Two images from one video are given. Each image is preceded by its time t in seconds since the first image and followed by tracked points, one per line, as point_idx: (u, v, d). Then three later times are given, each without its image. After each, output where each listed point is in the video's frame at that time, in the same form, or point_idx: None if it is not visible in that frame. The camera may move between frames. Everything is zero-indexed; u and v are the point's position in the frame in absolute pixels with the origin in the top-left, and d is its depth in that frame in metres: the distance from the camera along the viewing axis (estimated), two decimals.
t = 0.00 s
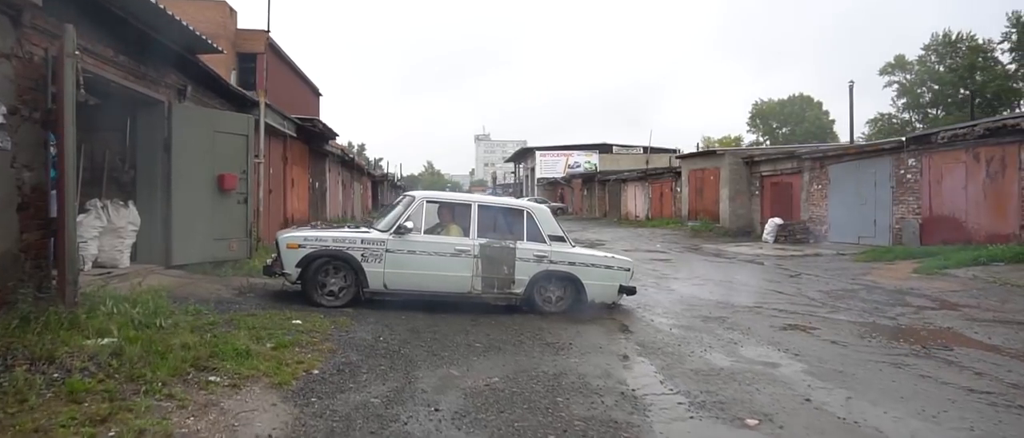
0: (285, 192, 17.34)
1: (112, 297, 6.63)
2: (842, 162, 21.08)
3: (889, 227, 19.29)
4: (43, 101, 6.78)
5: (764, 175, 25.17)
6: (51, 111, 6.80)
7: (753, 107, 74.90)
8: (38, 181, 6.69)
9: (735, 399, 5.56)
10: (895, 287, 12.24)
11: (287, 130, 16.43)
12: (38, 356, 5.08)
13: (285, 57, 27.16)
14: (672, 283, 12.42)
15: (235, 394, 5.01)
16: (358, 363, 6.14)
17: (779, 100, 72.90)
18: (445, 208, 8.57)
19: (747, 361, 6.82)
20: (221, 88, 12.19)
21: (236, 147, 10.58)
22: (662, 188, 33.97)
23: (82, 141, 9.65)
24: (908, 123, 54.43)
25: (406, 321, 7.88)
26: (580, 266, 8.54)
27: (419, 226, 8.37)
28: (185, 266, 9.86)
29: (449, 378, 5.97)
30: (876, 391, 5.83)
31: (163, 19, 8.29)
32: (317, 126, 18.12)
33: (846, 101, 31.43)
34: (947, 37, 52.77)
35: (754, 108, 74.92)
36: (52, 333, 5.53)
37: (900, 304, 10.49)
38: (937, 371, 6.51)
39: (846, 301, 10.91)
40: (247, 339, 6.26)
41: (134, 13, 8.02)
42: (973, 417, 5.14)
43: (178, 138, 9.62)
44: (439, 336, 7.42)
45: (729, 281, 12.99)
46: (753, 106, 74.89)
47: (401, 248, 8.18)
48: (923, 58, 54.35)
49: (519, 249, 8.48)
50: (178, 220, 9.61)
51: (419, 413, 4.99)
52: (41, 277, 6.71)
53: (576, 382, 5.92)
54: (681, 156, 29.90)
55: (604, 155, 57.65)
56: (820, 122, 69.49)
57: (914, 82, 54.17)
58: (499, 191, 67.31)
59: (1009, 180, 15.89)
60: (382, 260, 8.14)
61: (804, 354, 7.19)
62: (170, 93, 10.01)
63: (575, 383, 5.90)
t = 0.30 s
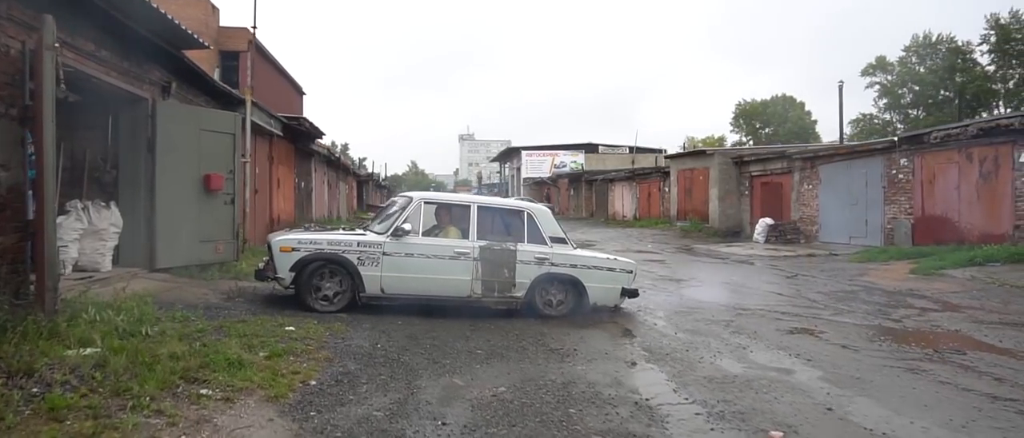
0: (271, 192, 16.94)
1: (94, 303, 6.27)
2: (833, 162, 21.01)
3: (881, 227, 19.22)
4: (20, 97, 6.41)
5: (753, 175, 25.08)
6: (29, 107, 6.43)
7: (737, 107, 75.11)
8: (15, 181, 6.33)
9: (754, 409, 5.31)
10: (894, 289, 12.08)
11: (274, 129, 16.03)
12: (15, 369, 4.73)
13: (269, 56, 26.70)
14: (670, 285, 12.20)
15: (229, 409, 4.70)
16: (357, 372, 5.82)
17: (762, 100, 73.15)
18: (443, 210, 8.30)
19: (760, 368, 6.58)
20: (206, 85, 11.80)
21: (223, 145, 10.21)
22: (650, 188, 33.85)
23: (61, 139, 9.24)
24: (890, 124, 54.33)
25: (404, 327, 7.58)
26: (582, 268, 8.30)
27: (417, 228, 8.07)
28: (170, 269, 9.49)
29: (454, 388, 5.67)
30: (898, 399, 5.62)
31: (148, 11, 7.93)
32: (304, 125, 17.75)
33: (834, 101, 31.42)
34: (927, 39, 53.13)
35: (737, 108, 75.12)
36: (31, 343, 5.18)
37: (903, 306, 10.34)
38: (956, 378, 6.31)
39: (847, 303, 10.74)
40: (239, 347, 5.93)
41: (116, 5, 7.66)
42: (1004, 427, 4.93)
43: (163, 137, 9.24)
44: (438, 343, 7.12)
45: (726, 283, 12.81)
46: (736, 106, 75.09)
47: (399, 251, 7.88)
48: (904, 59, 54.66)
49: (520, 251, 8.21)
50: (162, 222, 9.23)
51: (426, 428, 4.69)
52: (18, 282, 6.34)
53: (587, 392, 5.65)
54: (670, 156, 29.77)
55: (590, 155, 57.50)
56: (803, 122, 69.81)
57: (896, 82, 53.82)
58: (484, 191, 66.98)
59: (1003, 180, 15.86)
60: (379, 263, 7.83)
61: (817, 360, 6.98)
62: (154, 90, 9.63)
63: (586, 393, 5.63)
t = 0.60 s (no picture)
0: (256, 192, 16.54)
1: (74, 310, 5.90)
2: (824, 162, 20.92)
3: (873, 227, 19.13)
4: None
5: (743, 175, 24.98)
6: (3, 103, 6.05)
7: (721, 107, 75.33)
8: None
9: (776, 420, 5.06)
10: (894, 289, 11.94)
11: (260, 128, 15.63)
12: None
13: (254, 55, 26.23)
14: (668, 287, 11.98)
15: (222, 425, 4.37)
16: (356, 382, 5.51)
17: (747, 100, 73.38)
18: (445, 211, 8.04)
19: (775, 374, 6.34)
20: (190, 82, 11.41)
21: (209, 144, 9.85)
22: (638, 188, 33.72)
23: (39, 137, 8.84)
24: (872, 124, 54.59)
25: (401, 332, 7.28)
26: (587, 270, 8.21)
27: (419, 230, 7.81)
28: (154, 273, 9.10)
29: (459, 399, 5.37)
30: (924, 407, 5.39)
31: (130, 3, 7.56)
32: (290, 124, 17.38)
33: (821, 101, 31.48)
34: (908, 40, 53.54)
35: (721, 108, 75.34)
36: (5, 354, 4.81)
37: (906, 307, 10.17)
38: (977, 383, 6.10)
39: (850, 304, 10.57)
40: (230, 356, 5.58)
41: None
42: None
43: (146, 135, 8.86)
44: (438, 349, 6.82)
45: (725, 284, 12.61)
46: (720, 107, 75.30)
47: (401, 253, 7.61)
48: (886, 60, 54.96)
49: (525, 253, 8.02)
50: (146, 223, 8.85)
51: None
52: None
53: (599, 402, 5.37)
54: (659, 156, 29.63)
55: (577, 155, 57.30)
56: (787, 123, 70.12)
57: (878, 83, 54.07)
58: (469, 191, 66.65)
59: (996, 180, 15.84)
60: (380, 266, 7.54)
61: (831, 366, 6.75)
62: (136, 86, 9.24)
63: (598, 403, 5.35)
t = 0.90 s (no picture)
0: (243, 192, 16.18)
1: (54, 316, 5.58)
2: (816, 162, 20.85)
3: (866, 226, 19.05)
4: None
5: (734, 175, 24.88)
6: None
7: (707, 108, 75.42)
8: None
9: (797, 429, 4.84)
10: (893, 290, 11.81)
11: (247, 126, 15.27)
12: None
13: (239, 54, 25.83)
14: (666, 288, 11.78)
15: None
16: (355, 392, 5.22)
17: (733, 100, 73.51)
18: (446, 211, 7.83)
19: (789, 381, 6.12)
20: (175, 78, 11.06)
21: (195, 143, 9.52)
22: (627, 188, 33.55)
23: (17, 136, 8.48)
24: (857, 125, 54.41)
25: (399, 337, 7.01)
26: (591, 271, 8.06)
27: (420, 231, 7.60)
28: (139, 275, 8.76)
29: (464, 409, 5.10)
30: (947, 415, 5.19)
31: None
32: (278, 122, 17.03)
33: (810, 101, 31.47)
34: (891, 41, 53.76)
35: (707, 108, 75.44)
36: None
37: (909, 309, 10.03)
38: (997, 389, 5.92)
39: (851, 306, 10.41)
40: (220, 365, 5.28)
41: None
42: None
43: (129, 133, 8.52)
44: (438, 355, 6.54)
45: (723, 285, 12.43)
46: (706, 107, 75.40)
47: (401, 254, 7.40)
48: (869, 60, 55.11)
49: (528, 254, 7.86)
50: (129, 224, 8.50)
51: None
52: None
53: (611, 411, 5.12)
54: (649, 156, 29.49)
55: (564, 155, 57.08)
56: (773, 123, 70.27)
57: (862, 83, 54.18)
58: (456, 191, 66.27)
59: (991, 180, 15.78)
60: (380, 268, 7.34)
61: (843, 371, 6.55)
62: (119, 82, 8.90)
63: (610, 413, 5.10)
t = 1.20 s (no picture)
0: (231, 192, 15.81)
1: (36, 324, 5.25)
2: (809, 162, 20.76)
3: (860, 227, 18.98)
4: None
5: (726, 175, 24.78)
6: None
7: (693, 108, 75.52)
8: None
9: None
10: (895, 291, 11.68)
11: (235, 125, 14.91)
12: None
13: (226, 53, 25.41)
14: (666, 290, 11.58)
15: None
16: (358, 404, 4.94)
17: (719, 100, 73.58)
18: (446, 213, 7.57)
19: (807, 389, 5.90)
20: (161, 74, 10.70)
21: (183, 142, 9.19)
22: (618, 188, 33.40)
23: None
24: (842, 125, 54.34)
25: (398, 344, 6.73)
26: (595, 275, 7.82)
27: (419, 234, 7.34)
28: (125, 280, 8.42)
29: (473, 422, 4.84)
30: (976, 425, 5.00)
31: None
32: (266, 121, 16.68)
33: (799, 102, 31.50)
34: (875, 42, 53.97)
35: (694, 108, 75.54)
36: None
37: (915, 311, 9.89)
38: (1021, 396, 5.75)
39: (855, 307, 10.25)
40: (213, 375, 4.98)
41: None
42: None
43: (115, 131, 8.18)
44: (440, 363, 6.27)
45: (722, 287, 12.23)
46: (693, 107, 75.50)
47: (400, 258, 7.14)
48: (854, 62, 55.22)
49: (530, 257, 7.61)
50: (115, 226, 8.16)
51: None
52: None
53: (627, 423, 4.88)
54: (640, 156, 29.34)
55: (553, 155, 56.84)
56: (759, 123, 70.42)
57: (847, 84, 54.22)
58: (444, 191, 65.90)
59: (987, 179, 15.74)
60: (378, 273, 7.06)
61: (860, 377, 6.35)
62: (105, 78, 8.56)
63: (627, 425, 4.86)
